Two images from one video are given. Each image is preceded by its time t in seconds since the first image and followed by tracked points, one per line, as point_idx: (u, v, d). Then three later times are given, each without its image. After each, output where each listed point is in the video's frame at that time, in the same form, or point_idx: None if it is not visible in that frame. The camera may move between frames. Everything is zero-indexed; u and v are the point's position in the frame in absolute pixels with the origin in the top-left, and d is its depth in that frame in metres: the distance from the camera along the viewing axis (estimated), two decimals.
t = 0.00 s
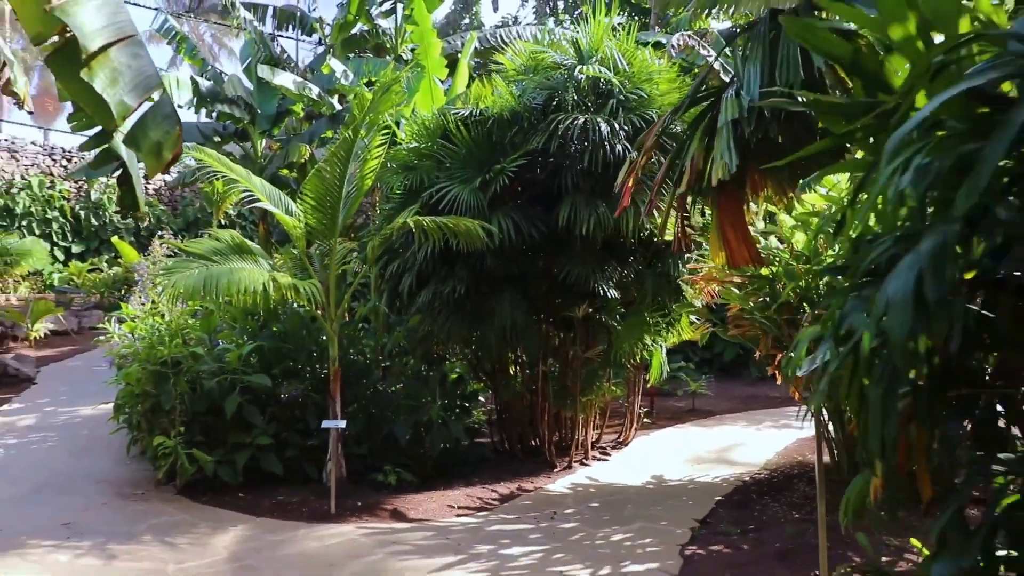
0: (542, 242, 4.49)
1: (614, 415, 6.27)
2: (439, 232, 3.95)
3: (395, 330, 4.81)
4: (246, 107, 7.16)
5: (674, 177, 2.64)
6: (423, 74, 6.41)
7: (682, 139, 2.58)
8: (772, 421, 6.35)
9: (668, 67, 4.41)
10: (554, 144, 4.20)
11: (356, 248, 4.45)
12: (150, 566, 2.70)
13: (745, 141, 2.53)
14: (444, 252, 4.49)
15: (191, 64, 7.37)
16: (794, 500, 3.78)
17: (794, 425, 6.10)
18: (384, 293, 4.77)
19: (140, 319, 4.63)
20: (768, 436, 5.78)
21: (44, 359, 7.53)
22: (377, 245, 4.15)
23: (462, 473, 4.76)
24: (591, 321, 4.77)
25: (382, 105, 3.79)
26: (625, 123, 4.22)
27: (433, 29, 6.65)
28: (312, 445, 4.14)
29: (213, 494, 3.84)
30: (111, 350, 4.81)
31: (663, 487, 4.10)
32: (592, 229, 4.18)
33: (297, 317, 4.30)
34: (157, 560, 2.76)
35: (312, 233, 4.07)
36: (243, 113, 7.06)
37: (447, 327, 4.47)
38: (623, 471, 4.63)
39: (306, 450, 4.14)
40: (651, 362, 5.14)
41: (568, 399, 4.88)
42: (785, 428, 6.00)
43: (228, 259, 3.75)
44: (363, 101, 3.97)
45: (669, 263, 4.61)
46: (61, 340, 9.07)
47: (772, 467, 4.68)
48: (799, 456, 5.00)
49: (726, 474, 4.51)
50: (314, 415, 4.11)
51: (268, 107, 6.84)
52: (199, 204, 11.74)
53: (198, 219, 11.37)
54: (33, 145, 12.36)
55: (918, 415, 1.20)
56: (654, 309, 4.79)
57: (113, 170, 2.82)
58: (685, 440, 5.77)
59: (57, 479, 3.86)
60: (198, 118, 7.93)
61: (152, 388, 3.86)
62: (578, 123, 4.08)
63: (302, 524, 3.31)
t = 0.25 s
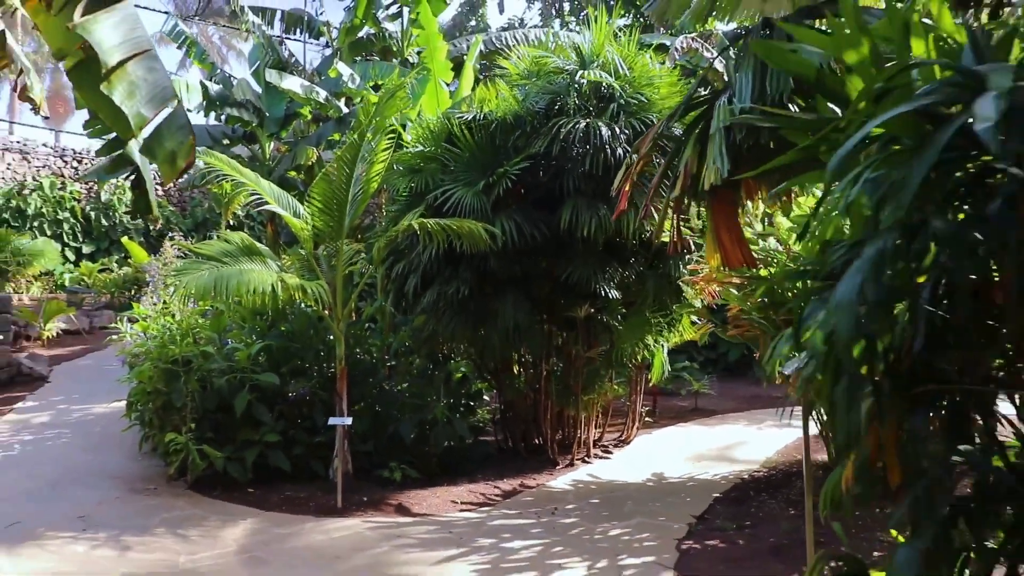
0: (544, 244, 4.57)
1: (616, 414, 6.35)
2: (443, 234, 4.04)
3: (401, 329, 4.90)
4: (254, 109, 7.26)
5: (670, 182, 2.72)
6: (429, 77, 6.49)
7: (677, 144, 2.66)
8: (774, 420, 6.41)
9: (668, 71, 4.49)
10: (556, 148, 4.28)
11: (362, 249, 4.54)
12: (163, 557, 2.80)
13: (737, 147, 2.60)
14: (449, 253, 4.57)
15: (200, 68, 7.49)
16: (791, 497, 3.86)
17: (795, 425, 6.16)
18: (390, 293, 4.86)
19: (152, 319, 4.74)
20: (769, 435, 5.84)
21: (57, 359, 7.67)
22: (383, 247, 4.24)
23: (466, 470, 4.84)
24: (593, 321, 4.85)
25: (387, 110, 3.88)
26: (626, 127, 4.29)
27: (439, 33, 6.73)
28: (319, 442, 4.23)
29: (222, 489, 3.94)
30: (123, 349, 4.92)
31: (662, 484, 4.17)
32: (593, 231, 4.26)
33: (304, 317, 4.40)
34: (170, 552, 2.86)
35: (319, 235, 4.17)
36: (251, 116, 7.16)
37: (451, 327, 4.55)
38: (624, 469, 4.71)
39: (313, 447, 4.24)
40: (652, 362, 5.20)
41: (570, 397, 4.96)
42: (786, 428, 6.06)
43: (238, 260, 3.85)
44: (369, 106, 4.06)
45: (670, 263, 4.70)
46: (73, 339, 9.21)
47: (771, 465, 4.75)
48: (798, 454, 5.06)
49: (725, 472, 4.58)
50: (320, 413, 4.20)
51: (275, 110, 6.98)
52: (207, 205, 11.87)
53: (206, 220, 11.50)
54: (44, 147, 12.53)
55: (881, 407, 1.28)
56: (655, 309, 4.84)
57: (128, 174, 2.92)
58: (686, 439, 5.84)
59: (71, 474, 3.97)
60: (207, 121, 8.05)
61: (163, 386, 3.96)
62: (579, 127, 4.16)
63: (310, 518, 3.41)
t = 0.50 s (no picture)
0: (547, 245, 4.66)
1: (619, 412, 6.44)
2: (447, 235, 4.14)
3: (407, 328, 5.00)
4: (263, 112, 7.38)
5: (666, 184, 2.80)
6: (435, 80, 6.57)
7: (672, 149, 2.75)
8: (775, 418, 6.49)
9: (669, 75, 4.56)
10: (557, 151, 4.37)
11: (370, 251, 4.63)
12: (177, 547, 2.91)
13: (730, 151, 2.69)
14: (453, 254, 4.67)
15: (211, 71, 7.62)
16: (788, 493, 3.94)
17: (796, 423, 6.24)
18: (396, 293, 4.96)
19: (164, 318, 4.86)
20: (770, 433, 5.92)
21: (71, 357, 7.82)
22: (389, 248, 4.33)
23: (471, 466, 4.97)
24: (595, 320, 4.94)
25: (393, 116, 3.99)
26: (627, 130, 4.37)
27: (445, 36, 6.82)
28: (326, 438, 4.34)
29: (233, 483, 4.05)
30: (136, 346, 5.04)
31: (662, 480, 4.26)
32: (594, 232, 4.36)
33: (312, 316, 4.51)
34: (183, 542, 2.97)
35: (327, 237, 4.28)
36: (260, 119, 7.27)
37: (457, 326, 4.64)
38: (626, 465, 4.80)
39: (321, 443, 4.35)
40: (654, 360, 5.27)
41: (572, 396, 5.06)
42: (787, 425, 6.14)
43: (248, 261, 3.97)
44: (374, 111, 4.16)
45: (671, 264, 4.80)
46: (86, 338, 9.37)
47: (770, 462, 4.84)
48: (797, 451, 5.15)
49: (725, 468, 4.67)
50: (328, 409, 4.32)
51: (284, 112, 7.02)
52: (217, 205, 12.00)
53: (216, 220, 11.64)
54: (56, 148, 12.70)
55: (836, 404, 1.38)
56: (656, 307, 4.90)
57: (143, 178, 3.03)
58: (688, 436, 5.93)
59: (86, 468, 4.09)
60: (217, 123, 8.18)
61: (176, 382, 4.09)
62: (580, 131, 4.25)
63: (318, 511, 3.52)
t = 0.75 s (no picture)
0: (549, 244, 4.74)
1: (622, 409, 6.51)
2: (451, 235, 4.22)
3: (412, 327, 5.09)
4: (271, 115, 7.47)
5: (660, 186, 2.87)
6: (440, 82, 6.65)
7: (667, 152, 2.82)
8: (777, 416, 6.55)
9: (668, 78, 4.63)
10: (559, 152, 4.45)
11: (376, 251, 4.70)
12: (188, 539, 3.00)
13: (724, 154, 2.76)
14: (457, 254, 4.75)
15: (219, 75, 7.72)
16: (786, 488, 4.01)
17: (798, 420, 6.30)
18: (402, 293, 5.04)
19: (175, 318, 4.97)
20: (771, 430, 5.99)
21: (82, 357, 7.94)
22: (394, 248, 4.41)
23: (475, 463, 5.06)
24: (597, 319, 5.01)
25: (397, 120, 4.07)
26: (627, 132, 4.43)
27: (449, 39, 6.90)
28: (333, 435, 4.44)
29: (242, 479, 4.14)
30: (147, 345, 5.15)
31: (662, 476, 4.34)
32: (595, 232, 4.43)
33: (319, 316, 4.60)
34: (194, 535, 3.06)
35: (333, 238, 4.37)
36: (268, 121, 7.34)
37: (461, 324, 4.73)
38: (627, 462, 4.88)
39: (328, 439, 4.44)
40: (657, 359, 5.34)
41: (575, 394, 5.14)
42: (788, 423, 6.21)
43: (256, 262, 4.06)
44: (379, 115, 4.24)
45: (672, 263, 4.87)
46: (97, 337, 9.50)
47: (770, 459, 4.90)
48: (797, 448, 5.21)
49: (725, 465, 4.73)
50: (334, 407, 4.42)
51: (291, 115, 7.16)
52: (225, 206, 12.12)
53: (224, 221, 11.76)
54: (67, 150, 12.85)
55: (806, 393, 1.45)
56: (658, 305, 4.96)
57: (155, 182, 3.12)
58: (690, 433, 6.00)
59: (99, 464, 4.19)
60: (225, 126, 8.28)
61: (186, 380, 4.19)
62: (581, 133, 4.32)
63: (324, 505, 3.61)
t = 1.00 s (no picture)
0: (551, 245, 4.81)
1: (624, 408, 6.58)
2: (454, 237, 4.30)
3: (417, 327, 5.17)
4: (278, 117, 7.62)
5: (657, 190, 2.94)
6: (445, 84, 6.71)
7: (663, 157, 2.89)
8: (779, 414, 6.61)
9: (669, 81, 4.70)
10: (561, 155, 4.52)
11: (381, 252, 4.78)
12: (198, 532, 3.09)
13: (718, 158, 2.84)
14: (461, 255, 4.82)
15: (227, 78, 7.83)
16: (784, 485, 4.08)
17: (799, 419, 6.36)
18: (407, 293, 5.12)
19: (185, 318, 5.07)
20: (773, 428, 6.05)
21: (93, 356, 8.06)
22: (398, 249, 4.49)
23: (479, 460, 5.14)
24: (598, 319, 5.08)
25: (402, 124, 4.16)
26: (628, 135, 4.50)
27: (454, 42, 6.98)
28: (340, 433, 4.53)
29: (251, 475, 4.24)
30: (157, 344, 5.26)
31: (663, 472, 4.40)
32: (596, 233, 4.50)
33: (326, 316, 4.69)
34: (204, 528, 3.15)
35: (339, 240, 4.45)
36: (275, 124, 7.48)
37: (465, 324, 4.80)
38: (629, 459, 4.95)
39: (335, 436, 4.53)
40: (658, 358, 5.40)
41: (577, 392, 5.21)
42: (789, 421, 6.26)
43: (264, 263, 4.16)
44: (385, 119, 4.33)
45: (673, 264, 4.94)
46: (107, 337, 9.63)
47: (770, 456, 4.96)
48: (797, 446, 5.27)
49: (725, 462, 4.80)
50: (340, 405, 4.50)
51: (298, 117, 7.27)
52: (233, 207, 12.23)
53: (232, 221, 11.87)
54: (77, 152, 13.00)
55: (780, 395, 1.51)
56: (659, 305, 5.02)
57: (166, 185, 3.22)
58: (692, 431, 6.06)
59: (111, 461, 4.30)
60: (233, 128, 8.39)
61: (196, 379, 4.29)
62: (582, 136, 4.39)
63: (330, 500, 3.70)
